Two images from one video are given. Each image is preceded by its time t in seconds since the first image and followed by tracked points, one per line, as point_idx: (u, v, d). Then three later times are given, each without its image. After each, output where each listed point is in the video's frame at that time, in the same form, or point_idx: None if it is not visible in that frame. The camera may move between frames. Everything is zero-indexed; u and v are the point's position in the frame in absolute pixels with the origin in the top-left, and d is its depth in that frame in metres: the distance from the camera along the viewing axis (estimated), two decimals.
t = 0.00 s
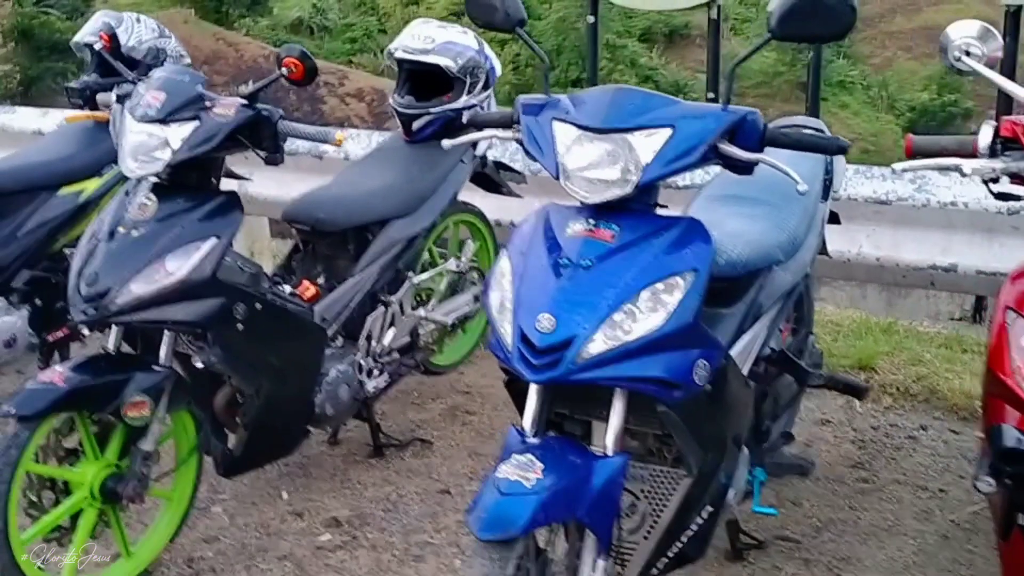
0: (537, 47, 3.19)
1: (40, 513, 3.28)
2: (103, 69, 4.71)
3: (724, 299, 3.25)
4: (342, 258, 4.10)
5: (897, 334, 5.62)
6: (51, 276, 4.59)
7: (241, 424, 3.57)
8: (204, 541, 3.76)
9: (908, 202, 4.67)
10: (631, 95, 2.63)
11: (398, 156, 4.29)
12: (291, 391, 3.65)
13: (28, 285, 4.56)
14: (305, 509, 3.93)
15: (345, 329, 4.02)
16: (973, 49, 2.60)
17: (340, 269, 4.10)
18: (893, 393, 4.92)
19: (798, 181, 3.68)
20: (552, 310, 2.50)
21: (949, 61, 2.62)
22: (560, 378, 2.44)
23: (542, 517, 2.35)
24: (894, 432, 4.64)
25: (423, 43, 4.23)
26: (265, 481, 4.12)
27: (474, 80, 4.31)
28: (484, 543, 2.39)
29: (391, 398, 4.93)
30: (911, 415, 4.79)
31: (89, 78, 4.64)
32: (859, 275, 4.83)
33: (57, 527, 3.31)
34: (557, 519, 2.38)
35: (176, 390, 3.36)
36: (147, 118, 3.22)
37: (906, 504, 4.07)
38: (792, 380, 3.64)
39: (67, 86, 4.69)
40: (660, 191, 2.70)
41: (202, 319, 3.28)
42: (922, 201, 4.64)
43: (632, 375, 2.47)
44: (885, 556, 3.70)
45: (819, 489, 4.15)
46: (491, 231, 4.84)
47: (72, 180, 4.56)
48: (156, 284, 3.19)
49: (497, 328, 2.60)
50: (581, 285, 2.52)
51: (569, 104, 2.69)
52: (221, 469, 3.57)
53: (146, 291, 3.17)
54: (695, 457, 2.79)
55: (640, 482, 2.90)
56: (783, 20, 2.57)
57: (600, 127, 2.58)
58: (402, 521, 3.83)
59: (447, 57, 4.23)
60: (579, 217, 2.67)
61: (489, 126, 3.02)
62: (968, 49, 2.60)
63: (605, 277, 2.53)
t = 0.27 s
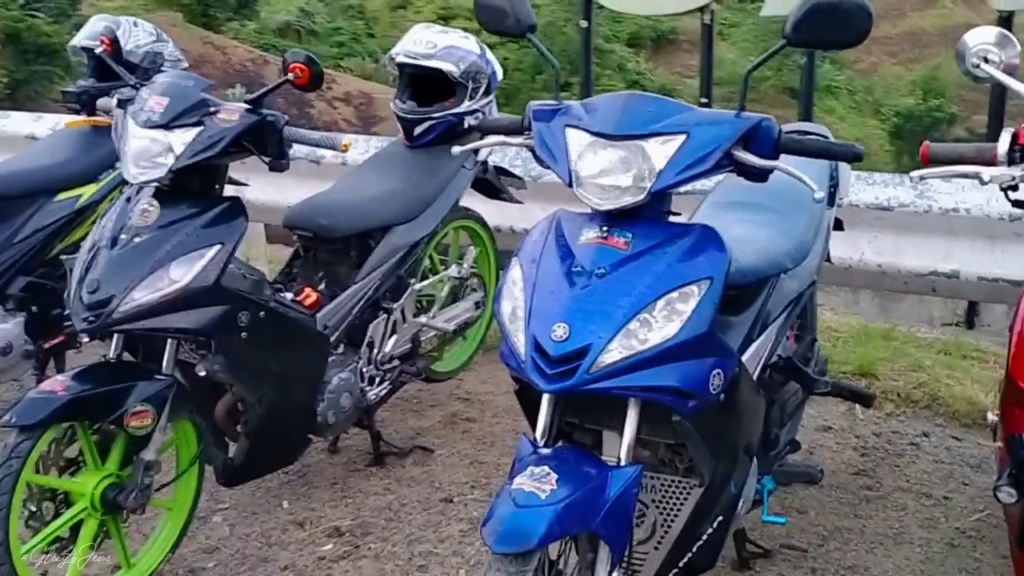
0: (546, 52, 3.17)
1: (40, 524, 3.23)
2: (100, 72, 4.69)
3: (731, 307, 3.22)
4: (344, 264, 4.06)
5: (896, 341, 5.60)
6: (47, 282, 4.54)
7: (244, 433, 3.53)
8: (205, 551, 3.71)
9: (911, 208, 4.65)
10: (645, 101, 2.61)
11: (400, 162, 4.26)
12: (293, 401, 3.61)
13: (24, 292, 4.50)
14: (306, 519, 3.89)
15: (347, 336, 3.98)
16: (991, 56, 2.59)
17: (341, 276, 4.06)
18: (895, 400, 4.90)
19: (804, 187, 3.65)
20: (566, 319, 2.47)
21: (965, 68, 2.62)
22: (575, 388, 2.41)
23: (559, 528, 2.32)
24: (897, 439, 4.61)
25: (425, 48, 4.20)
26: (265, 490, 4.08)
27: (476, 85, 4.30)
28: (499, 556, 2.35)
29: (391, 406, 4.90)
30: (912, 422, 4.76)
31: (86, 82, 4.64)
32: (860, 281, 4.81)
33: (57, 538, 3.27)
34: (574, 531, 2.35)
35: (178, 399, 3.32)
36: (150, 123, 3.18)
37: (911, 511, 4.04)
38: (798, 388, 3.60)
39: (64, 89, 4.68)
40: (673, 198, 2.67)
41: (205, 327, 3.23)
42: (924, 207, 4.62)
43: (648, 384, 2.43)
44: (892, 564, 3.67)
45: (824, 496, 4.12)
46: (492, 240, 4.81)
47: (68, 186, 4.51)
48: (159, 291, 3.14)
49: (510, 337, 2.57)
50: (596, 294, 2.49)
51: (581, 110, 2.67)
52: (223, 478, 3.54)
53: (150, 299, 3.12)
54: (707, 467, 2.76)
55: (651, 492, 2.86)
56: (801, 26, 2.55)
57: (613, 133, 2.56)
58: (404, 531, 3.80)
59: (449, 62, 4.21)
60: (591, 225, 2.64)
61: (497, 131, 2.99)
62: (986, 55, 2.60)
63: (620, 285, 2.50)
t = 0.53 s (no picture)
0: (548, 54, 3.17)
1: (39, 529, 3.21)
2: (96, 74, 4.66)
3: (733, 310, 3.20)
4: (342, 267, 4.05)
5: (891, 343, 5.60)
6: (43, 285, 4.52)
7: (243, 436, 3.52)
8: (203, 556, 3.70)
9: (907, 211, 4.65)
10: (648, 105, 2.60)
11: (399, 164, 4.26)
12: (292, 405, 3.60)
13: (20, 294, 4.48)
14: (305, 523, 3.88)
15: (345, 339, 3.96)
16: (995, 60, 2.60)
17: (340, 279, 4.05)
18: (892, 402, 4.90)
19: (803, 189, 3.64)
20: (570, 323, 2.46)
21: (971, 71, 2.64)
22: (580, 392, 2.40)
23: (564, 534, 2.31)
24: (894, 442, 4.61)
25: (424, 50, 4.20)
26: (263, 494, 4.07)
27: (474, 87, 4.32)
28: (504, 562, 2.35)
29: (388, 410, 4.91)
30: (909, 424, 4.76)
31: (82, 84, 4.66)
32: (857, 284, 4.80)
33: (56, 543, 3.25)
34: (579, 537, 2.34)
35: (177, 403, 3.30)
36: (149, 125, 3.16)
37: (909, 514, 4.03)
38: (798, 391, 3.58)
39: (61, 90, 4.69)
40: (676, 201, 2.66)
41: (203, 331, 3.22)
42: (921, 211, 4.62)
43: (652, 388, 2.42)
44: (892, 567, 3.67)
45: (822, 499, 4.12)
46: (490, 244, 4.81)
47: (65, 188, 4.49)
48: (158, 295, 3.13)
49: (514, 342, 2.56)
50: (599, 298, 2.49)
51: (584, 114, 2.66)
52: (220, 483, 3.51)
53: (149, 302, 3.11)
54: (710, 471, 2.74)
55: (653, 497, 2.84)
56: (804, 30, 2.54)
57: (617, 136, 2.55)
58: (404, 534, 3.79)
59: (447, 65, 4.22)
60: (595, 228, 2.64)
61: (499, 134, 2.98)
62: (990, 59, 2.61)
63: (624, 289, 2.49)
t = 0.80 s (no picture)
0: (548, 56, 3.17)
1: (32, 536, 3.18)
2: (87, 75, 4.65)
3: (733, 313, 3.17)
4: (338, 270, 4.03)
5: (885, 345, 5.59)
6: (34, 288, 4.47)
7: (237, 441, 3.50)
8: (198, 562, 3.67)
9: (903, 215, 4.65)
10: (651, 109, 2.59)
11: (395, 168, 4.26)
12: (288, 410, 3.57)
13: (11, 298, 4.43)
14: (300, 528, 3.85)
15: (341, 342, 3.94)
16: (1001, 65, 2.61)
17: (334, 283, 4.01)
18: (886, 405, 4.89)
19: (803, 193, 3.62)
20: (574, 328, 2.44)
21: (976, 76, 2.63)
22: (583, 398, 2.38)
23: (569, 541, 2.29)
24: (889, 444, 4.59)
25: (419, 52, 4.21)
26: (257, 499, 4.04)
27: (471, 90, 4.34)
28: (509, 570, 2.33)
29: (383, 413, 4.92)
30: (904, 427, 4.75)
31: (73, 86, 4.62)
32: (852, 287, 4.79)
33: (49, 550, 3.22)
34: (584, 544, 2.32)
35: (172, 408, 3.27)
36: (145, 128, 3.13)
37: (906, 517, 4.01)
38: (795, 394, 3.56)
39: (52, 92, 4.65)
40: (679, 206, 2.65)
41: (199, 336, 3.19)
42: (916, 214, 4.62)
43: (656, 394, 2.40)
44: (890, 571, 3.66)
45: (818, 503, 4.10)
46: (485, 247, 4.81)
47: (56, 191, 4.45)
48: (154, 300, 3.10)
49: (517, 347, 2.55)
50: (603, 303, 2.47)
51: (587, 118, 2.66)
52: (216, 488, 3.49)
53: (145, 307, 3.08)
54: (713, 476, 2.72)
55: (654, 502, 2.82)
56: (809, 34, 2.53)
57: (620, 141, 2.54)
58: (400, 540, 3.78)
59: (443, 67, 4.22)
60: (597, 233, 2.62)
61: (500, 138, 2.95)
62: (995, 64, 2.61)
63: (628, 294, 2.48)
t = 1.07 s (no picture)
0: (554, 59, 3.16)
1: (32, 543, 3.15)
2: (82, 78, 4.62)
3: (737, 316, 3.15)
4: (337, 274, 4.01)
5: (880, 346, 5.59)
6: (29, 292, 4.43)
7: (237, 446, 3.48)
8: (198, 568, 3.64)
9: (901, 216, 4.63)
10: (659, 112, 2.58)
11: (394, 171, 4.25)
12: (288, 415, 3.56)
13: (6, 302, 4.39)
14: (300, 533, 3.84)
15: (341, 346, 3.92)
16: (1009, 68, 2.63)
17: (333, 286, 4.01)
18: (885, 407, 4.88)
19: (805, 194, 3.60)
20: (582, 333, 2.43)
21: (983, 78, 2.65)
22: (593, 403, 2.36)
23: (580, 547, 2.28)
24: (888, 446, 4.59)
25: (418, 55, 4.22)
26: (256, 505, 4.03)
27: (469, 92, 4.33)
28: None
29: (383, 417, 4.96)
30: (902, 429, 4.75)
31: (68, 89, 4.57)
32: (850, 289, 4.78)
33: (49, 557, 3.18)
34: (595, 550, 2.31)
35: (173, 413, 3.24)
36: (146, 131, 3.10)
37: (907, 519, 4.01)
38: (798, 397, 3.54)
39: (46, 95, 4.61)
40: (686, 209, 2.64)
41: (200, 340, 3.16)
42: (914, 216, 4.61)
43: (666, 398, 2.39)
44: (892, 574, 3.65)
45: (819, 505, 4.10)
46: (483, 251, 4.82)
47: (51, 194, 4.41)
48: (155, 304, 3.07)
49: (524, 352, 2.53)
50: (612, 306, 2.46)
51: (593, 121, 2.65)
52: (215, 494, 3.47)
53: (146, 311, 3.05)
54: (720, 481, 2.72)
55: (660, 505, 2.79)
56: (816, 36, 2.52)
57: (628, 144, 2.53)
58: (401, 545, 3.77)
59: (441, 70, 4.22)
60: (604, 236, 2.61)
61: (505, 142, 2.93)
62: (1004, 67, 2.63)
63: (636, 297, 2.46)
